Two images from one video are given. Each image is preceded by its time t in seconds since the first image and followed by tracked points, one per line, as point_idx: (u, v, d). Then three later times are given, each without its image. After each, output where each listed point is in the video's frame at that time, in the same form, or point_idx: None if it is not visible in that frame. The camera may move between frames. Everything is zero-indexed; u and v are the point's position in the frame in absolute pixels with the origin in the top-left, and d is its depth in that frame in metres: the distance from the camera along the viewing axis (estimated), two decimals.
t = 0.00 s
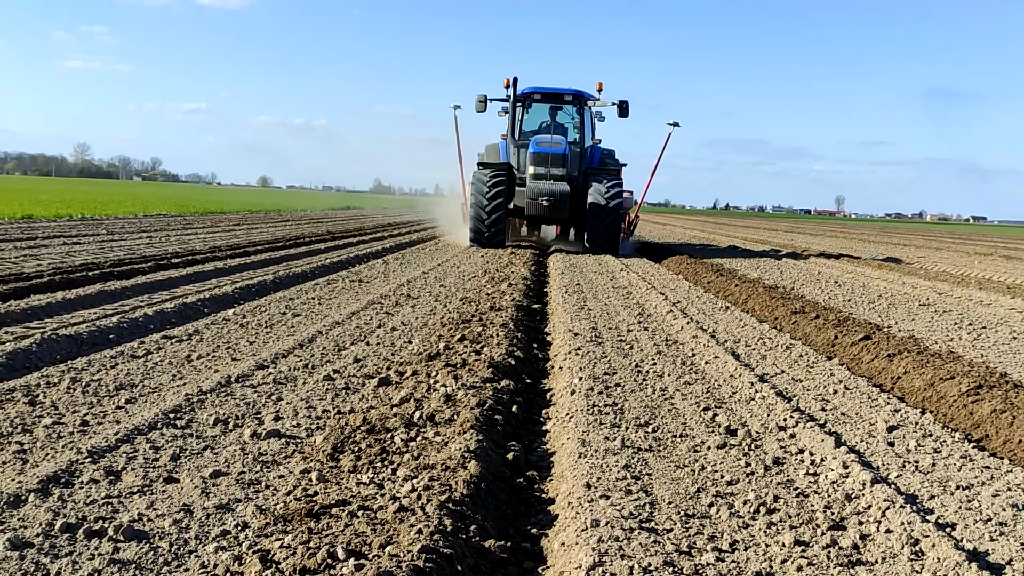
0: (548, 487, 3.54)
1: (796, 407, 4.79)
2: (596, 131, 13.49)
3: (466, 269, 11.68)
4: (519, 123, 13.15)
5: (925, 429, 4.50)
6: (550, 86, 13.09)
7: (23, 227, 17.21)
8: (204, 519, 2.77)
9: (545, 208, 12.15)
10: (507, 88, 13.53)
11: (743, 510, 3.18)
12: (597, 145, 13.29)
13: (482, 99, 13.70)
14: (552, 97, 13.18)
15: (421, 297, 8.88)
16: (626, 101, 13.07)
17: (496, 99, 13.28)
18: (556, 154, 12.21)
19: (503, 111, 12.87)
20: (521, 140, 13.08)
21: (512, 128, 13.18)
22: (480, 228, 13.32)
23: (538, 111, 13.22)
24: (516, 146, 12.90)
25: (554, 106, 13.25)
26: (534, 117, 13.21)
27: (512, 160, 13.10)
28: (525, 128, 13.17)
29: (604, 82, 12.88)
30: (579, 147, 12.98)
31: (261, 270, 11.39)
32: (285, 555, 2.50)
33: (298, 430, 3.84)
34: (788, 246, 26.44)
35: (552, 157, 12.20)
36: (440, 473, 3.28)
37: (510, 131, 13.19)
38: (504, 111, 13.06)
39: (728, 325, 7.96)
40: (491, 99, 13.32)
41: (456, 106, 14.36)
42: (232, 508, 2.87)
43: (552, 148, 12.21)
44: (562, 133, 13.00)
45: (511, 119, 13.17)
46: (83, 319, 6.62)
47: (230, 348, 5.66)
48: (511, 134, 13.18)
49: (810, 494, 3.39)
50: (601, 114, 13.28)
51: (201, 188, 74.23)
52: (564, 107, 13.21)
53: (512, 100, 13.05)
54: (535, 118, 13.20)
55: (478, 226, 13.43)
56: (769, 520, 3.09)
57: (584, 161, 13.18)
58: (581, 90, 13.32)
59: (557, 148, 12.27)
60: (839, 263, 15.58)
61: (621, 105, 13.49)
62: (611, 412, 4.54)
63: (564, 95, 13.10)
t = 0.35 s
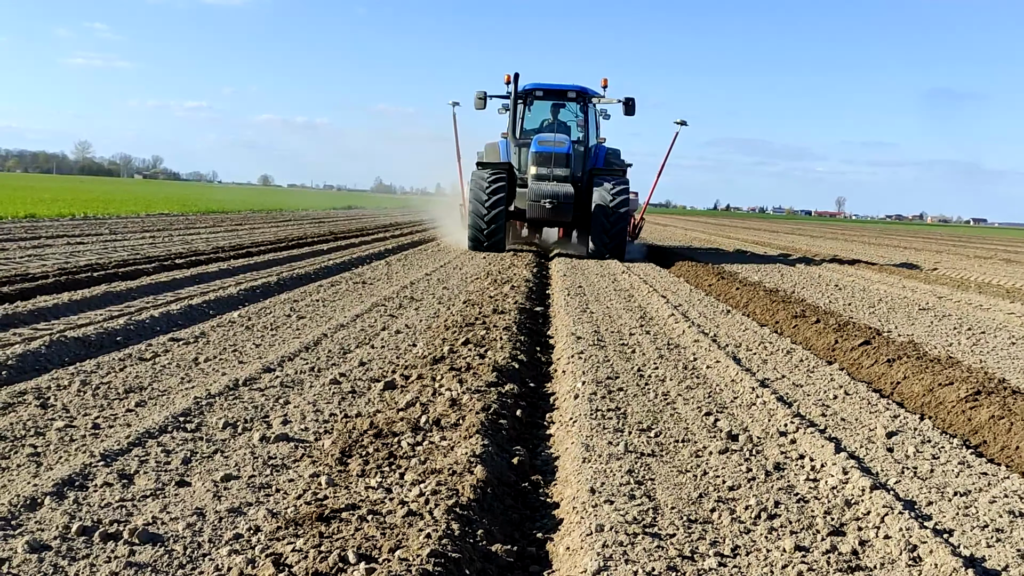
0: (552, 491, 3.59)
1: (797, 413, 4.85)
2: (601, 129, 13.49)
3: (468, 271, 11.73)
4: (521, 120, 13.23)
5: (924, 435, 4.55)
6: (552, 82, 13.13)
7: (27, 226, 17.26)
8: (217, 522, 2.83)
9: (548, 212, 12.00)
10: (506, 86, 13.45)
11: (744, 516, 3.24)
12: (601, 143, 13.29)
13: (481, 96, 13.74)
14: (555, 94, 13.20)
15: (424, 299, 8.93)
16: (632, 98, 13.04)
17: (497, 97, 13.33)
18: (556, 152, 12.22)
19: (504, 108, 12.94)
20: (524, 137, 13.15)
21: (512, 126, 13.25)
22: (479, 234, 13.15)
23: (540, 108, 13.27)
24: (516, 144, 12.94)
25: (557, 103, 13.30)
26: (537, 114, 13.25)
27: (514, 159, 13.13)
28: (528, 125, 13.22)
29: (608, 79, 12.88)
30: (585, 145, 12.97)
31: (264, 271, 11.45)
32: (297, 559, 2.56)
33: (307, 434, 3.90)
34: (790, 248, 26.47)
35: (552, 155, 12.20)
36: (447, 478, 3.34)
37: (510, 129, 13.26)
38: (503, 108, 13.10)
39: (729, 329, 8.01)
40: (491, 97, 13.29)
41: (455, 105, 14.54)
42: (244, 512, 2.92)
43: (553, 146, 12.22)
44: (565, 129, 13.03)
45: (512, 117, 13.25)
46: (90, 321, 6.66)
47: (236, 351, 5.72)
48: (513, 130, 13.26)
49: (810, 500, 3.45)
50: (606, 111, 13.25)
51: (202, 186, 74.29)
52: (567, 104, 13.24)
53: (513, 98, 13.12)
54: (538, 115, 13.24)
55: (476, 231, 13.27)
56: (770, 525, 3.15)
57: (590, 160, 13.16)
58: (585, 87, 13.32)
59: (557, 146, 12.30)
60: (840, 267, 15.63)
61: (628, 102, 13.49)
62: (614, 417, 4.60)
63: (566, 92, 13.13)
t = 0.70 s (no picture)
0: (554, 496, 3.66)
1: (794, 418, 4.92)
2: (601, 128, 13.46)
3: (467, 275, 11.79)
4: (520, 118, 13.23)
5: (919, 441, 4.63)
6: (551, 79, 13.12)
7: (25, 228, 17.27)
8: (228, 527, 2.89)
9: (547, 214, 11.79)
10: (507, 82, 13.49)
11: (742, 521, 3.31)
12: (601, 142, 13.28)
13: (477, 92, 13.76)
14: (554, 92, 13.21)
15: (424, 303, 8.99)
16: (634, 96, 12.98)
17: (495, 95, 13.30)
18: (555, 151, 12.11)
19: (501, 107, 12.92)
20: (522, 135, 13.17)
21: (509, 125, 13.23)
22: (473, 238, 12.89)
23: (539, 105, 13.27)
24: (514, 143, 12.91)
25: (556, 101, 13.30)
26: (537, 112, 13.26)
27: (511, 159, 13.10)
28: (527, 124, 13.23)
29: (608, 78, 12.86)
30: (585, 145, 12.98)
31: (264, 274, 11.50)
32: (308, 564, 2.63)
33: (313, 439, 3.97)
34: (786, 251, 26.61)
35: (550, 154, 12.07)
36: (452, 484, 3.41)
37: (507, 127, 13.23)
38: (499, 106, 13.01)
39: (727, 334, 8.10)
40: (489, 95, 13.19)
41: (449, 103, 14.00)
42: (254, 517, 2.99)
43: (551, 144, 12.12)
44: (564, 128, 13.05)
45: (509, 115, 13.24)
46: (93, 325, 6.72)
47: (240, 356, 5.78)
48: (512, 128, 13.25)
49: (806, 505, 3.52)
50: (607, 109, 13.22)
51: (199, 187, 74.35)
52: (566, 102, 13.24)
53: (511, 95, 13.12)
54: (538, 113, 13.25)
55: (470, 236, 13.03)
56: (767, 530, 3.23)
57: (590, 160, 13.14)
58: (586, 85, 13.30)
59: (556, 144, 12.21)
60: (836, 270, 15.72)
61: (628, 101, 13.45)
62: (613, 422, 4.67)
63: (565, 90, 13.13)
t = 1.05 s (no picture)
0: (558, 501, 3.76)
1: (792, 425, 5.01)
2: (603, 127, 13.22)
3: (468, 278, 11.87)
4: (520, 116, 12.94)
5: (915, 447, 4.73)
6: (552, 76, 12.84)
7: (27, 229, 17.34)
8: (245, 532, 2.99)
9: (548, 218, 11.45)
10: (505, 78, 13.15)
11: (742, 526, 3.41)
12: (603, 141, 13.01)
13: (473, 89, 13.44)
14: (556, 90, 12.92)
15: (426, 307, 9.09)
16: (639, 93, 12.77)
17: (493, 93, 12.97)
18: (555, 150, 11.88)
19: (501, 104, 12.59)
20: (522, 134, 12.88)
21: (508, 123, 12.90)
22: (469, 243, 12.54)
23: (539, 103, 12.96)
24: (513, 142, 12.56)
25: (557, 98, 13.01)
26: (538, 109, 12.97)
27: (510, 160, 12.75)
28: (527, 123, 12.94)
29: (611, 76, 12.67)
30: (587, 145, 12.72)
31: (267, 278, 11.59)
32: (324, 569, 2.73)
33: (322, 445, 4.06)
34: (784, 252, 26.75)
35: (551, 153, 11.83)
36: (460, 490, 3.51)
37: (506, 126, 12.91)
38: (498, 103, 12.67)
39: (726, 339, 8.19)
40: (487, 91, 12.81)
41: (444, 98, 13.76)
42: (269, 523, 3.08)
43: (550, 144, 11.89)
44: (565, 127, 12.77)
45: (508, 113, 12.91)
46: (101, 330, 6.80)
47: (248, 361, 5.86)
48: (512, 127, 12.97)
49: (805, 510, 3.62)
50: (610, 107, 12.98)
51: (198, 186, 74.40)
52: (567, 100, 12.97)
53: (510, 93, 12.79)
54: (539, 110, 12.96)
55: (466, 240, 12.68)
56: (767, 536, 3.32)
57: (593, 159, 12.85)
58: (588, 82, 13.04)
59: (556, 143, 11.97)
60: (834, 273, 15.82)
61: (633, 98, 13.24)
62: (615, 428, 4.76)
63: (567, 86, 12.86)
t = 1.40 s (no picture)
0: (563, 503, 3.84)
1: (792, 428, 5.10)
2: (606, 125, 12.98)
3: (470, 280, 11.95)
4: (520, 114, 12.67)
5: (912, 450, 4.81)
6: (553, 73, 12.57)
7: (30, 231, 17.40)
8: (260, 533, 3.07)
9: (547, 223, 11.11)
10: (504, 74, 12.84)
11: (743, 528, 3.49)
12: (606, 140, 12.79)
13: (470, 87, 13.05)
14: (557, 87, 12.66)
15: (429, 310, 9.17)
16: (645, 88, 12.56)
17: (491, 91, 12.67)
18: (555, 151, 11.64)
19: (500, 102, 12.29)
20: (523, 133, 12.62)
21: (508, 122, 12.63)
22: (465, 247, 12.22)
23: (539, 101, 12.68)
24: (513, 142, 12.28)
25: (557, 96, 12.74)
26: (538, 107, 12.70)
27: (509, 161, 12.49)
28: (527, 121, 12.67)
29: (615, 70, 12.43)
30: (589, 144, 12.50)
31: (269, 280, 11.66)
32: (338, 568, 2.82)
33: (331, 448, 4.14)
34: (783, 254, 26.89)
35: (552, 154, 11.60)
36: (467, 492, 3.59)
37: (505, 126, 12.63)
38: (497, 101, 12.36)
39: (726, 342, 8.27)
40: (485, 88, 12.49)
41: (440, 97, 13.34)
42: (283, 524, 3.17)
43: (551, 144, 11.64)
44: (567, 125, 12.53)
45: (507, 112, 12.62)
46: (108, 333, 6.88)
47: (255, 365, 5.95)
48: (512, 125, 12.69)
49: (804, 512, 3.71)
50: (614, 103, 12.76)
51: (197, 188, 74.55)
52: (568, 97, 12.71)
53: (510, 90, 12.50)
54: (539, 108, 12.69)
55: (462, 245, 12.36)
56: (767, 537, 3.41)
57: (597, 159, 12.62)
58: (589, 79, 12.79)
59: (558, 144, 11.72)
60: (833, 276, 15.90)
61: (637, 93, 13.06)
62: (618, 432, 4.84)
63: (569, 83, 12.59)
